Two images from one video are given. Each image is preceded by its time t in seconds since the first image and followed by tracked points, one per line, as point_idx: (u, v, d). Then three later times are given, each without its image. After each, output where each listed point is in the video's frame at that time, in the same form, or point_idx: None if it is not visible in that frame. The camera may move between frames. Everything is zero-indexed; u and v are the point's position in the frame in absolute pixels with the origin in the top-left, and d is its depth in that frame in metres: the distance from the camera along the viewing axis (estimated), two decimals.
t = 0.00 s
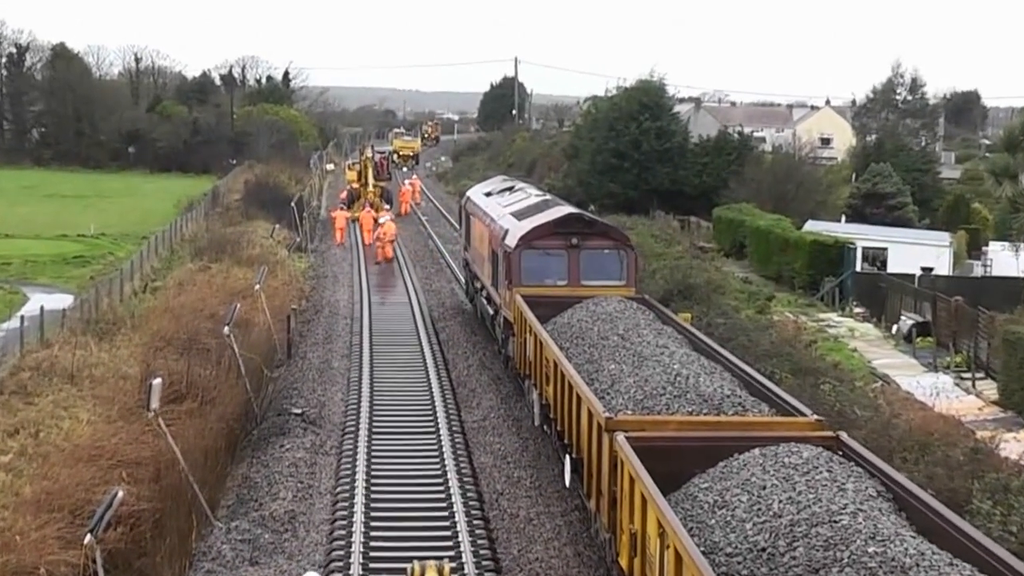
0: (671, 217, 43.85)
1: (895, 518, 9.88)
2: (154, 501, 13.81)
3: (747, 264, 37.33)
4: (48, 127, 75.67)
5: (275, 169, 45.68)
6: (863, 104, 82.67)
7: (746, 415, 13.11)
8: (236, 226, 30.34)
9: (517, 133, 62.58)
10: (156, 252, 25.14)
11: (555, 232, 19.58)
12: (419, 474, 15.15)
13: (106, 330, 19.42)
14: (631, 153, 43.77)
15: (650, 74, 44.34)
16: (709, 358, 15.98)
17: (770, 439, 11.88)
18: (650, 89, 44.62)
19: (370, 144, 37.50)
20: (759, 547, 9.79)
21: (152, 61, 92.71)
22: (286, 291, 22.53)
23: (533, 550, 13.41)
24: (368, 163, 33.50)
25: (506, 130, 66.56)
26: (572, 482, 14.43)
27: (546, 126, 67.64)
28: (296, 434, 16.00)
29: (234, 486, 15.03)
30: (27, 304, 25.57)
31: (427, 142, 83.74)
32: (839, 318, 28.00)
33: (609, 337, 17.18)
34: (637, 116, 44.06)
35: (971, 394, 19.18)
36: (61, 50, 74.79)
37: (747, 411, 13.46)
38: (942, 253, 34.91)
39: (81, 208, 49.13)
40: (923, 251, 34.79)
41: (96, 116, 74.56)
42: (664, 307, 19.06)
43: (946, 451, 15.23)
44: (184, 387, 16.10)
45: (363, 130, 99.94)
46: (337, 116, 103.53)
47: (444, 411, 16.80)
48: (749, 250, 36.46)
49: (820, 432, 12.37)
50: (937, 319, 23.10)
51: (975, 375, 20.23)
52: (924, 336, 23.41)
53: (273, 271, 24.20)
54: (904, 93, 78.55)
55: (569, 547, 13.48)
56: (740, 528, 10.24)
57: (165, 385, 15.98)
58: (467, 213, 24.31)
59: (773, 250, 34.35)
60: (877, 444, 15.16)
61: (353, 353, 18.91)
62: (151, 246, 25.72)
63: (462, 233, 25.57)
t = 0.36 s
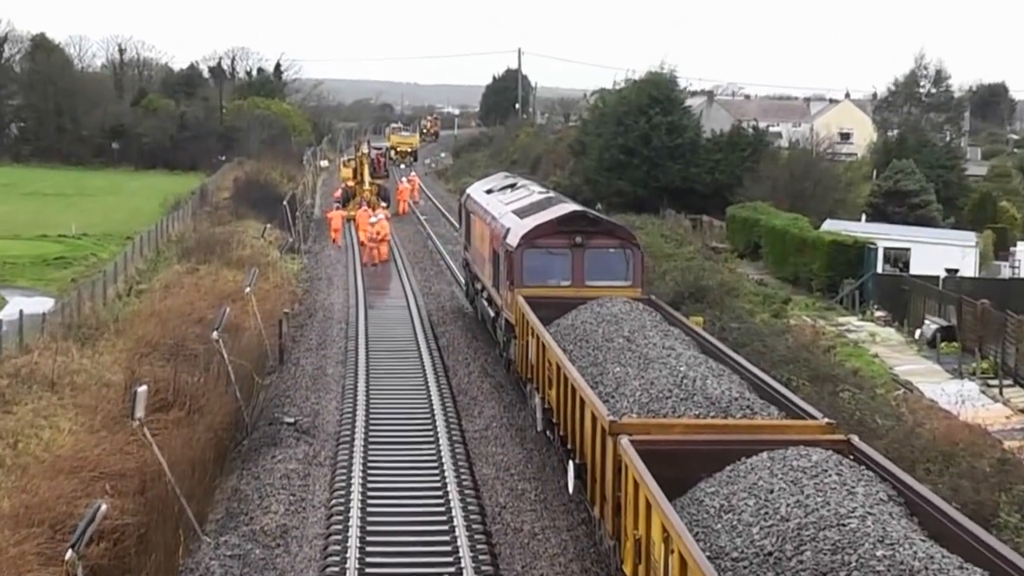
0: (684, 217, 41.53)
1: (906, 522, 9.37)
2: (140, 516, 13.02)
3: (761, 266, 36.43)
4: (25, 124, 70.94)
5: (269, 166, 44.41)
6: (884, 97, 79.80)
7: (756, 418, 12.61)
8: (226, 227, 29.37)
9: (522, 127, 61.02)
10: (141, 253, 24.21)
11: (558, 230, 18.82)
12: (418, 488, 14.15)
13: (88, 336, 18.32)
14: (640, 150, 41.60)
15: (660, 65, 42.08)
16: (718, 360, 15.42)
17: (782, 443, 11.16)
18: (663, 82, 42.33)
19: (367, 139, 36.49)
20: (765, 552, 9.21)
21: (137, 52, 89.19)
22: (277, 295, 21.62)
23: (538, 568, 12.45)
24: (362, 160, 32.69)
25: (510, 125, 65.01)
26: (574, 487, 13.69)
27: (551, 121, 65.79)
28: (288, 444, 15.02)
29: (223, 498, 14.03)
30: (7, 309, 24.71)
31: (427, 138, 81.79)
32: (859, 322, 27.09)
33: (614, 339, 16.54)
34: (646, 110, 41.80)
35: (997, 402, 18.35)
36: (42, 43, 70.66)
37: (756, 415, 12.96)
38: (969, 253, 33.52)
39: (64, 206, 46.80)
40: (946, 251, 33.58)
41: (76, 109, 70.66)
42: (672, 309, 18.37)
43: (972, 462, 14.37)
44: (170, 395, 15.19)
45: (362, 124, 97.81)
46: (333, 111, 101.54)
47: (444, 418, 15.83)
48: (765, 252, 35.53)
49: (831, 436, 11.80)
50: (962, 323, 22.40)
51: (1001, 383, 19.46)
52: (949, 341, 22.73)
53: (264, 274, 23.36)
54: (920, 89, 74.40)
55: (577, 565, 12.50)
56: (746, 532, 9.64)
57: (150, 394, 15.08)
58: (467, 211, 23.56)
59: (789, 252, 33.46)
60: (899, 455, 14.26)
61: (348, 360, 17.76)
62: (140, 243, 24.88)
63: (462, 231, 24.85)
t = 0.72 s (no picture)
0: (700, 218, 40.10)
1: (918, 527, 8.99)
2: (125, 531, 12.23)
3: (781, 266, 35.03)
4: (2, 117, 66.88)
5: (262, 165, 43.35)
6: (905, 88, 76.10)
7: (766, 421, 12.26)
8: (216, 228, 28.55)
9: (526, 124, 59.71)
10: (127, 255, 23.36)
11: (562, 229, 18.06)
12: (417, 501, 13.31)
13: (70, 341, 17.35)
14: (651, 145, 40.31)
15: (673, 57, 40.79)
16: (728, 363, 14.92)
17: (792, 447, 10.79)
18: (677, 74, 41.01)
19: (364, 136, 35.64)
20: (772, 557, 8.82)
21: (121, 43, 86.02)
22: (269, 298, 20.84)
23: None
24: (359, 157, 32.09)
25: (513, 122, 63.62)
26: (578, 493, 12.98)
27: (556, 116, 64.14)
28: (280, 456, 14.20)
29: (211, 513, 13.20)
30: None
31: (427, 134, 80.41)
32: (882, 327, 26.31)
33: (619, 341, 16.00)
34: (657, 105, 40.66)
35: None
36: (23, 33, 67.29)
37: (765, 418, 12.56)
38: (996, 255, 31.19)
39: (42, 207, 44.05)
40: (973, 251, 31.17)
41: (58, 103, 67.36)
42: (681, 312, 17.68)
43: (1004, 476, 13.54)
44: (157, 404, 14.37)
45: (361, 118, 95.91)
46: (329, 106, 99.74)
47: (443, 427, 15.01)
48: (783, 253, 34.31)
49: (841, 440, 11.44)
50: (991, 327, 21.69)
51: None
52: (976, 348, 22.09)
53: (255, 275, 22.65)
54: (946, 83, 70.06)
55: None
56: (754, 536, 9.24)
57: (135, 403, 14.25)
58: (468, 210, 22.89)
59: (808, 254, 32.12)
60: (924, 468, 13.42)
61: (344, 367, 16.97)
62: (129, 242, 24.11)
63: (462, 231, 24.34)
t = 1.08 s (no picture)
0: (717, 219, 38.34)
1: (933, 535, 8.59)
2: (107, 548, 11.44)
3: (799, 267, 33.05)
4: None
5: (254, 163, 42.40)
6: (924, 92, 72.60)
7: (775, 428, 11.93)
8: (204, 229, 27.76)
9: (531, 120, 58.55)
10: (110, 258, 22.62)
11: (568, 229, 17.38)
12: (418, 517, 12.48)
13: (51, 349, 16.50)
14: (663, 142, 39.22)
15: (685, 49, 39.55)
16: (738, 367, 14.45)
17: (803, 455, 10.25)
18: (693, 68, 39.80)
19: (361, 134, 34.79)
20: (782, 566, 8.44)
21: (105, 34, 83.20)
22: (260, 303, 20.11)
23: None
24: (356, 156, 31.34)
25: (517, 118, 62.41)
26: (583, 502, 12.29)
27: (562, 113, 62.81)
28: (273, 470, 13.37)
29: (199, 529, 12.34)
30: None
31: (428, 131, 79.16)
32: (903, 332, 25.33)
33: (626, 345, 15.47)
34: (670, 99, 39.63)
35: None
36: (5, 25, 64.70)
37: (777, 425, 12.20)
38: None
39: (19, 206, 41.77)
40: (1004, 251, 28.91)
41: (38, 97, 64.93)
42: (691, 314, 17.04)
43: None
44: (142, 415, 13.60)
45: (359, 114, 94.26)
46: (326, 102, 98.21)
47: (445, 439, 14.20)
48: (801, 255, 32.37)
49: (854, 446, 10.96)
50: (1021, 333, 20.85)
51: None
52: (1006, 356, 21.27)
53: (246, 278, 22.02)
54: (986, 70, 61.28)
55: None
56: (763, 544, 8.84)
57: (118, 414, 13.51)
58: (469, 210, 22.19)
59: (829, 256, 30.16)
60: (950, 481, 12.66)
61: (340, 376, 16.18)
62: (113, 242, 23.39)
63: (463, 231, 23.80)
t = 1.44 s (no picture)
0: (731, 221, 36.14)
1: (951, 546, 8.13)
2: (88, 570, 10.70)
3: (820, 273, 31.21)
4: None
5: (246, 161, 41.46)
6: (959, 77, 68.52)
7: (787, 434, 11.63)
8: (194, 231, 26.98)
9: (537, 116, 57.42)
10: (92, 261, 21.94)
11: (573, 229, 16.64)
12: (416, 533, 11.73)
13: (30, 357, 15.71)
14: (675, 139, 36.67)
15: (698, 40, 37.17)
16: (750, 373, 13.93)
17: (817, 463, 9.68)
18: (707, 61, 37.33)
19: (358, 131, 33.89)
20: None
21: (88, 23, 80.35)
22: (250, 309, 19.41)
23: None
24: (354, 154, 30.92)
25: (522, 113, 61.29)
26: (588, 512, 11.72)
27: (569, 108, 61.68)
28: (264, 487, 12.62)
29: (186, 549, 11.58)
30: None
31: (428, 127, 77.95)
32: (930, 339, 23.10)
33: (635, 349, 14.87)
34: (684, 94, 37.08)
35: None
36: None
37: (789, 430, 11.89)
38: None
39: None
40: None
41: (19, 92, 62.53)
42: (703, 319, 16.34)
43: None
44: (127, 428, 12.87)
45: (356, 109, 92.48)
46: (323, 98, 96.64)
47: (446, 454, 13.44)
48: (823, 259, 30.61)
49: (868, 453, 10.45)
50: None
51: None
52: None
53: (236, 282, 21.35)
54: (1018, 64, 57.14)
55: None
56: (773, 553, 8.39)
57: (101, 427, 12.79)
58: (471, 208, 21.43)
59: (852, 262, 28.51)
60: (984, 500, 11.86)
61: (335, 387, 15.41)
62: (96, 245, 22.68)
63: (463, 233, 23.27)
